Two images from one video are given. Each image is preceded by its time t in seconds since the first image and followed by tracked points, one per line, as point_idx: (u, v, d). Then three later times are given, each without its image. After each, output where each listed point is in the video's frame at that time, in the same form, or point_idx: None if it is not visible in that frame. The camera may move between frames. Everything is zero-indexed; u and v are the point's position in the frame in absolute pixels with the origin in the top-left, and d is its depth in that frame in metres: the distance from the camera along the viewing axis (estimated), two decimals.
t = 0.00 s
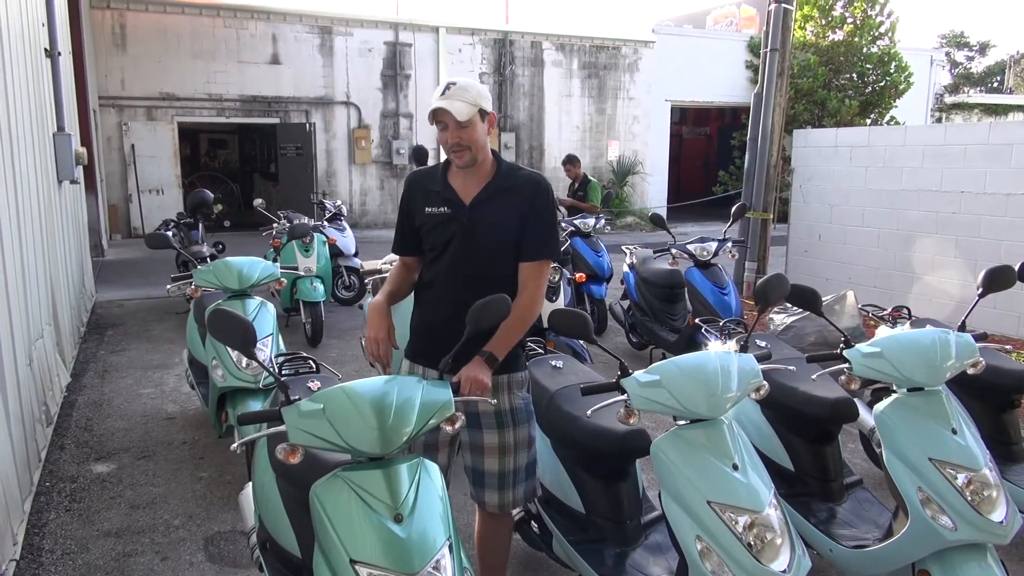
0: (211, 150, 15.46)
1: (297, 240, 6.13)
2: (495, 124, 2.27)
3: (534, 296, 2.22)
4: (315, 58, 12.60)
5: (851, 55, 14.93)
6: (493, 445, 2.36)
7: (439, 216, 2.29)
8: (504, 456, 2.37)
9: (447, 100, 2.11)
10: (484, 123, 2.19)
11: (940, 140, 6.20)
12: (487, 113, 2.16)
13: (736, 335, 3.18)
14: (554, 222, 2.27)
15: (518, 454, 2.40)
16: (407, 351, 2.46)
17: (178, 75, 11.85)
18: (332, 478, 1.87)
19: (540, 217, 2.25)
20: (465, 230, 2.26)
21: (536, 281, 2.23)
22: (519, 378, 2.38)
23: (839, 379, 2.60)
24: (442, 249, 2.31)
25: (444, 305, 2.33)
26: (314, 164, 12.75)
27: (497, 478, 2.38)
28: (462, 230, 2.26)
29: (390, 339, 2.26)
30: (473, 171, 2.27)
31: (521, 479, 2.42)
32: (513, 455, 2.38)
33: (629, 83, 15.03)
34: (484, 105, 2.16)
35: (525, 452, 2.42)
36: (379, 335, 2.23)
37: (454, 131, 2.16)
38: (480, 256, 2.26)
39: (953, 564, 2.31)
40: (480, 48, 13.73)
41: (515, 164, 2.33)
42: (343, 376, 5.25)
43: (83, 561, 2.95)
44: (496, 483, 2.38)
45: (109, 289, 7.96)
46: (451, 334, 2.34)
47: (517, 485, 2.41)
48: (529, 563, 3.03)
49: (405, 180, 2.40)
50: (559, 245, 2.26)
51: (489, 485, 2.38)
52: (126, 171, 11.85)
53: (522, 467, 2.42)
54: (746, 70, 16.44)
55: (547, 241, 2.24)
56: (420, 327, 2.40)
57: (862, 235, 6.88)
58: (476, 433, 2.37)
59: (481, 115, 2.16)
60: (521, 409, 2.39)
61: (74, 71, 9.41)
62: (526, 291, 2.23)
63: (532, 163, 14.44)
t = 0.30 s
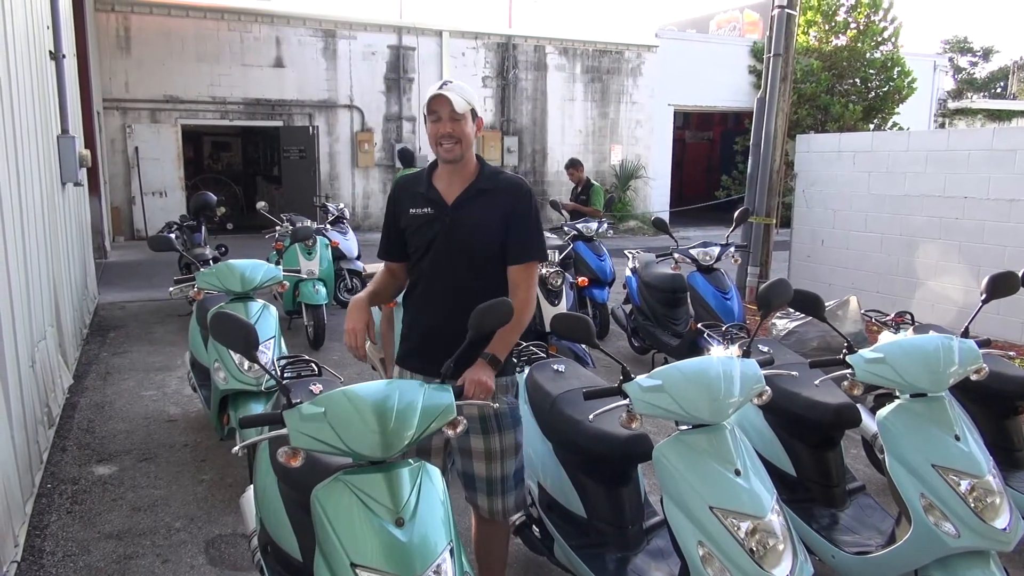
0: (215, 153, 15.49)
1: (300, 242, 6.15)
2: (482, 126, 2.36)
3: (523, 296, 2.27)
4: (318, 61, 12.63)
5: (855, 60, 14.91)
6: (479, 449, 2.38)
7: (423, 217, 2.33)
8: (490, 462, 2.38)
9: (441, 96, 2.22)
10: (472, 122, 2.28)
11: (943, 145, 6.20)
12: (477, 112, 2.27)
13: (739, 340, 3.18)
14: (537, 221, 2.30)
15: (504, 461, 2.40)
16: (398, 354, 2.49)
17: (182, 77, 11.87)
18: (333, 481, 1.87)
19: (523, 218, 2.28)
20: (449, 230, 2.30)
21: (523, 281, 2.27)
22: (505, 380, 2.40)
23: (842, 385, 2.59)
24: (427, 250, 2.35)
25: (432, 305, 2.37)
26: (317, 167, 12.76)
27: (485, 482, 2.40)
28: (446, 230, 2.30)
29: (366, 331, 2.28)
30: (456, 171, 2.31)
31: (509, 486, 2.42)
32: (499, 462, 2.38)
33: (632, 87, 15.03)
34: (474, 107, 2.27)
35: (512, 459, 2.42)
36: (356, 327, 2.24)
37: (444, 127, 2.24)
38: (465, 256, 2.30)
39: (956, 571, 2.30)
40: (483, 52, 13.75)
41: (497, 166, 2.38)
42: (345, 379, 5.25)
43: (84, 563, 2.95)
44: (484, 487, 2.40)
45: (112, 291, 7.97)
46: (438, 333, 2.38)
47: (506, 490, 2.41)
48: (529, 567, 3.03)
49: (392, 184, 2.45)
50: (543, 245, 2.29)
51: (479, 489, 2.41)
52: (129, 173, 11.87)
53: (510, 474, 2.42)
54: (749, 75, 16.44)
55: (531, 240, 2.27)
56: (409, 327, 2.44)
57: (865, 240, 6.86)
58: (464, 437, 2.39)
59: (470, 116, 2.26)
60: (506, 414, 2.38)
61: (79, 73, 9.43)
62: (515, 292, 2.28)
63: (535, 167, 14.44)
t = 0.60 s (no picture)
0: (218, 154, 15.51)
1: (304, 245, 6.17)
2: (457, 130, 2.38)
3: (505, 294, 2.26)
4: (323, 64, 12.66)
5: (858, 65, 14.91)
6: (466, 453, 2.42)
7: (402, 223, 2.37)
8: (477, 465, 2.44)
9: (413, 103, 2.23)
10: (446, 127, 2.29)
11: (947, 150, 6.19)
12: (450, 116, 2.28)
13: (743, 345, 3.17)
14: (514, 221, 2.31)
15: (492, 463, 2.45)
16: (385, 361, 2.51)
17: (187, 79, 11.91)
18: (336, 483, 1.87)
19: (498, 217, 2.29)
20: (427, 234, 2.33)
21: (502, 280, 2.27)
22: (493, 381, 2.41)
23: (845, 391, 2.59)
24: (406, 255, 2.39)
25: (415, 309, 2.39)
26: (321, 169, 12.78)
27: (472, 489, 2.46)
28: (424, 234, 2.33)
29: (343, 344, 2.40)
30: (432, 176, 2.34)
31: (497, 491, 2.48)
32: (487, 463, 2.44)
33: (635, 90, 15.04)
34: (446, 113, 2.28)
35: (500, 461, 2.47)
36: (332, 341, 2.37)
37: (415, 133, 2.25)
38: (444, 259, 2.32)
39: None
40: (487, 55, 13.77)
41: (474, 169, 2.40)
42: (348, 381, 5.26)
43: (87, 564, 2.95)
44: (471, 495, 2.46)
45: (116, 292, 7.98)
46: (421, 337, 2.40)
47: (493, 495, 2.48)
48: (530, 571, 3.03)
49: (372, 194, 2.50)
50: (522, 243, 2.30)
51: (466, 497, 2.46)
52: (133, 174, 11.89)
53: (497, 478, 2.47)
54: (753, 79, 16.44)
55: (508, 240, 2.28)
56: (394, 333, 2.46)
57: (869, 245, 6.85)
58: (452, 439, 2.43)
59: (443, 121, 2.27)
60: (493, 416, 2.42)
61: (84, 74, 9.46)
62: (495, 291, 2.28)
63: (538, 170, 14.45)
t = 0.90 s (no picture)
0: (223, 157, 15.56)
1: (308, 247, 6.18)
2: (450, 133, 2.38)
3: (498, 295, 2.26)
4: (328, 66, 12.68)
5: (863, 68, 14.89)
6: (457, 456, 2.38)
7: (396, 225, 2.38)
8: (467, 469, 2.40)
9: (405, 104, 2.23)
10: (439, 128, 2.29)
11: (953, 153, 6.18)
12: (443, 118, 2.28)
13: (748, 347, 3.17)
14: (505, 221, 2.31)
15: (482, 468, 2.42)
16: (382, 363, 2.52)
17: (192, 82, 11.94)
18: (342, 485, 1.87)
19: (490, 217, 2.29)
20: (419, 235, 2.33)
21: (496, 281, 2.26)
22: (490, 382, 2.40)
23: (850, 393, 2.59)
24: (400, 257, 2.39)
25: (409, 310, 2.39)
26: (326, 171, 12.79)
27: (464, 492, 2.41)
28: (416, 235, 2.33)
29: (333, 342, 2.42)
30: (425, 178, 2.34)
31: (489, 495, 2.44)
32: (477, 468, 2.41)
33: (640, 93, 15.03)
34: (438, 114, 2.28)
35: (492, 465, 2.44)
36: (322, 337, 2.39)
37: (407, 136, 2.25)
38: (436, 260, 2.33)
39: None
40: (491, 58, 13.78)
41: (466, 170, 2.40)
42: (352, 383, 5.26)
43: (91, 564, 2.95)
44: (464, 499, 2.41)
45: (120, 294, 8.00)
46: (415, 338, 2.40)
47: (485, 499, 2.43)
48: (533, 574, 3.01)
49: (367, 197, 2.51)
50: (513, 243, 2.29)
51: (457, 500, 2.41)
52: (138, 177, 11.92)
53: (488, 482, 2.44)
54: (757, 82, 16.44)
55: (500, 241, 2.27)
56: (389, 335, 2.46)
57: (873, 248, 6.84)
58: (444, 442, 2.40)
59: (435, 123, 2.27)
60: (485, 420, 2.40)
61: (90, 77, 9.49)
62: (489, 292, 2.27)
63: (543, 173, 14.46)
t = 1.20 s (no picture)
0: (228, 158, 15.60)
1: (313, 248, 6.19)
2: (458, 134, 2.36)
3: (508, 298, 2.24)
4: (332, 67, 12.70)
5: (868, 68, 14.85)
6: (457, 459, 2.36)
7: (402, 229, 2.36)
8: (467, 472, 2.38)
9: (415, 107, 2.21)
10: (448, 130, 2.27)
11: (959, 153, 6.16)
12: (452, 120, 2.26)
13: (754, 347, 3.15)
14: (513, 224, 2.29)
15: (482, 472, 2.41)
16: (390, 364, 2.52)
17: (197, 83, 11.97)
18: (341, 486, 1.87)
19: (498, 220, 2.27)
20: (426, 240, 2.32)
21: (505, 284, 2.26)
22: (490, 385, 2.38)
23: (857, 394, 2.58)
24: (406, 261, 2.38)
25: (416, 314, 2.39)
26: (330, 172, 12.80)
27: (460, 496, 2.39)
28: (423, 240, 2.33)
29: (333, 352, 2.37)
30: (431, 181, 2.32)
31: (488, 502, 2.42)
32: (477, 472, 2.39)
33: (644, 94, 15.02)
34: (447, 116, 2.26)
35: (491, 470, 2.42)
36: (322, 348, 2.33)
37: (415, 139, 2.23)
38: (444, 264, 2.32)
39: None
40: (496, 58, 13.79)
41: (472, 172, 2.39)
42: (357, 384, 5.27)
43: (97, 565, 2.96)
44: (461, 503, 2.38)
45: (126, 295, 8.02)
46: (424, 342, 2.40)
47: (481, 505, 2.41)
48: None
49: (371, 199, 2.49)
50: (521, 247, 2.28)
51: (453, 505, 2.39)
52: (144, 178, 11.95)
53: (486, 487, 2.42)
54: (762, 82, 16.42)
55: (508, 244, 2.26)
56: (396, 338, 2.46)
57: (879, 249, 6.82)
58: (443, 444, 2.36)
59: (445, 126, 2.25)
60: (487, 423, 2.36)
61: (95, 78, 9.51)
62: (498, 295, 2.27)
63: (547, 173, 14.46)
